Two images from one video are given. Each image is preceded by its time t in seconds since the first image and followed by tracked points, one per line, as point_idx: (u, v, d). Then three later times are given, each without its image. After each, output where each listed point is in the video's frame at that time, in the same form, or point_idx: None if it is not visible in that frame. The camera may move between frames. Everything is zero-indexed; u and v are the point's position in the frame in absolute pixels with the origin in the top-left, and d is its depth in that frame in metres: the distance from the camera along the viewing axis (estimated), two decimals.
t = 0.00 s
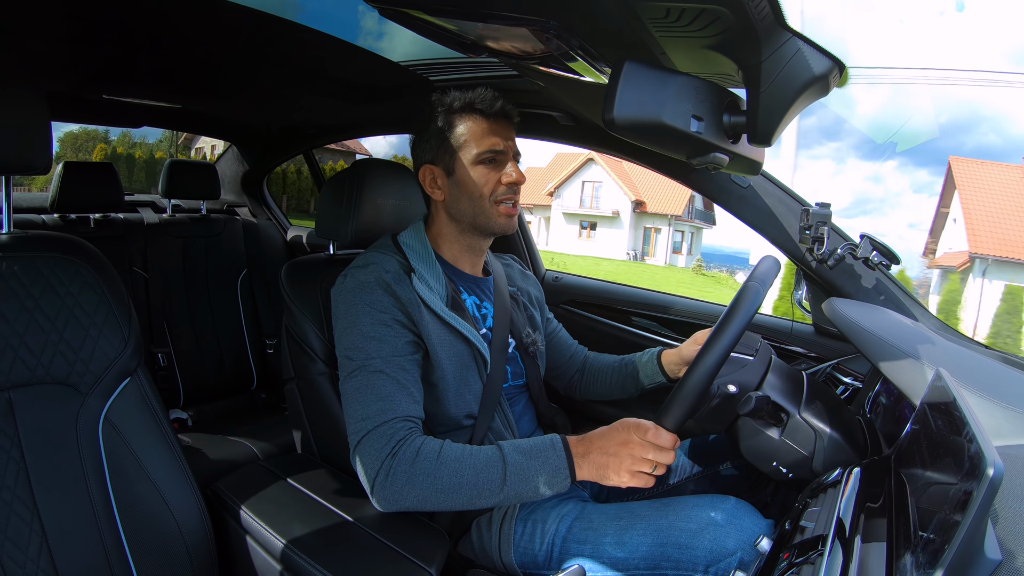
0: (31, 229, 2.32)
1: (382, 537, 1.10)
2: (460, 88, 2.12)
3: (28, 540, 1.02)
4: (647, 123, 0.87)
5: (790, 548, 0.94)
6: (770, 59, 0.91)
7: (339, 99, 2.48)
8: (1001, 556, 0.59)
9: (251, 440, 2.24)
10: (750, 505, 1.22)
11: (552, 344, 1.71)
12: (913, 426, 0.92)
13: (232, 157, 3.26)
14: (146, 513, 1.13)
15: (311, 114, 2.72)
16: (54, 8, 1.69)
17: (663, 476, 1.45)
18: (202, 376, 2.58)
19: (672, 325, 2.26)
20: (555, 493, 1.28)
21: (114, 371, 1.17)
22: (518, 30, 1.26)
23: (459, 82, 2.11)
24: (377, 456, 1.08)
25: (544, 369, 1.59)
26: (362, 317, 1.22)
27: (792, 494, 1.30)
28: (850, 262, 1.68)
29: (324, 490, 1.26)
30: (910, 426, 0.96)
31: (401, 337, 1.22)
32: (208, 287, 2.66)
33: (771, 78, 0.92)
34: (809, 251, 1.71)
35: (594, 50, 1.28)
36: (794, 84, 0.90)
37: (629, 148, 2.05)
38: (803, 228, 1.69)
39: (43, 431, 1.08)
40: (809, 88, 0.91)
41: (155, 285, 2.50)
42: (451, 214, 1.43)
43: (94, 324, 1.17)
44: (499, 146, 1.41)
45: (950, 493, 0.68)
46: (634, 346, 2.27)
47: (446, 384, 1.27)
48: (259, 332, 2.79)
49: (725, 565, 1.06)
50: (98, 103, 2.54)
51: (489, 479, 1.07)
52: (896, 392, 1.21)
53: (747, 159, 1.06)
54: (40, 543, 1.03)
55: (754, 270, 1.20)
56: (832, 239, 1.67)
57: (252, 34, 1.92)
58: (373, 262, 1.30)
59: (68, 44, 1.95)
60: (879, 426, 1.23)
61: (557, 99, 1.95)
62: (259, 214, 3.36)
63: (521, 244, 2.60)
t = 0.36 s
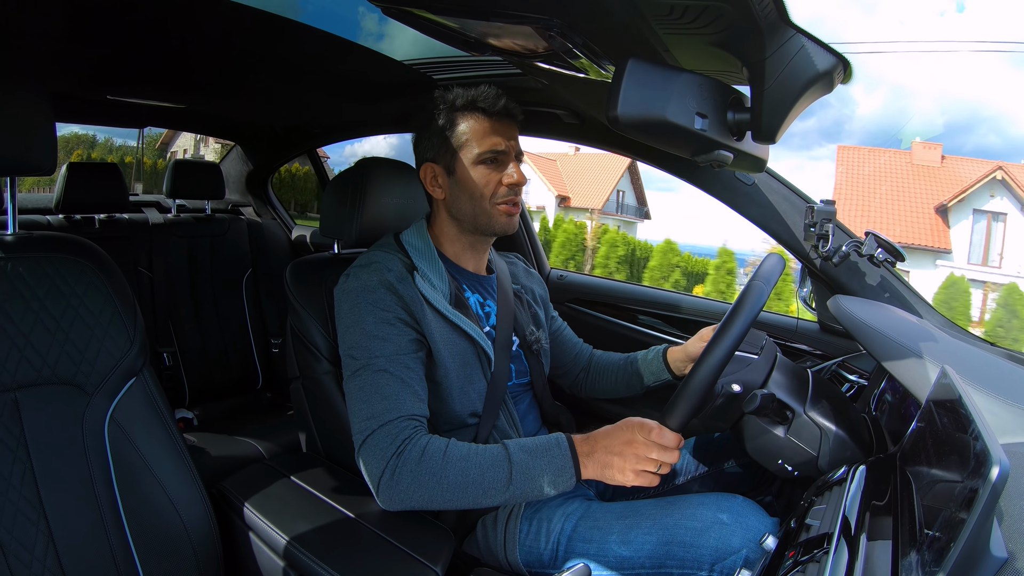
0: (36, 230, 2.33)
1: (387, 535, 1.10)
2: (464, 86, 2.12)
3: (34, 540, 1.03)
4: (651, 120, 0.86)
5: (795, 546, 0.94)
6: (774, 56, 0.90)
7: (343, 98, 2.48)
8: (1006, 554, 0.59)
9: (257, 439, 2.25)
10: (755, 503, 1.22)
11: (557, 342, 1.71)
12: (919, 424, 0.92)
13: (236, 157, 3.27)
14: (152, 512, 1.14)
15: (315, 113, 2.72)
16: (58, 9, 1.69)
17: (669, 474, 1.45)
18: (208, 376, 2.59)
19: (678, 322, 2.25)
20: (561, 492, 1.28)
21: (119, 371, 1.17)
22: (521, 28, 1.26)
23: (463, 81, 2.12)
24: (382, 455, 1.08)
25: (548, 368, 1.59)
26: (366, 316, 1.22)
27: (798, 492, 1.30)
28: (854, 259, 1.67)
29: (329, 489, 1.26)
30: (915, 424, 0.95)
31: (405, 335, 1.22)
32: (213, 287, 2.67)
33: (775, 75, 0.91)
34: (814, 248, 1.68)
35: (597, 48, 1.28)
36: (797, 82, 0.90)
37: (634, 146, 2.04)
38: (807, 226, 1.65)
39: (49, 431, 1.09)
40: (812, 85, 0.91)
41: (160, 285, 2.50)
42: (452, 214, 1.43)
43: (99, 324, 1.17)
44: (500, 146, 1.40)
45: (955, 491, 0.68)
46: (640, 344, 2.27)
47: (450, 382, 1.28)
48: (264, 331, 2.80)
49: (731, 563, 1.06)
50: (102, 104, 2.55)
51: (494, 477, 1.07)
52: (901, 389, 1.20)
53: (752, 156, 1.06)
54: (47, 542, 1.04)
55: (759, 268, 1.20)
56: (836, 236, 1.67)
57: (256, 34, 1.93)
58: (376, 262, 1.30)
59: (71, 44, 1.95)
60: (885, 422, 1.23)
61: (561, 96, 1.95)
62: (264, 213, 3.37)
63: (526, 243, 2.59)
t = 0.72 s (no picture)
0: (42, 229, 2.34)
1: (392, 537, 1.10)
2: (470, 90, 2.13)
3: (37, 537, 1.03)
4: (656, 124, 0.87)
5: (799, 551, 0.94)
6: (780, 60, 0.90)
7: (349, 99, 2.49)
8: (1010, 561, 0.57)
9: (260, 439, 2.25)
10: (758, 507, 1.21)
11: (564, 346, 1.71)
12: (923, 430, 0.91)
13: (242, 158, 3.29)
14: (155, 511, 1.14)
15: (321, 115, 2.74)
16: (65, 9, 1.70)
17: (673, 478, 1.45)
18: (212, 375, 2.60)
19: (691, 330, 2.25)
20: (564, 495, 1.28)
21: (124, 370, 1.18)
22: (530, 31, 1.26)
23: (469, 83, 2.13)
24: (388, 456, 1.09)
25: (555, 372, 1.59)
26: (374, 317, 1.22)
27: (802, 497, 1.30)
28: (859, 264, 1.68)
29: (332, 489, 1.26)
30: (919, 430, 0.94)
31: (414, 336, 1.22)
32: (219, 287, 2.68)
33: (780, 78, 0.91)
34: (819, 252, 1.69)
35: (605, 52, 1.28)
36: (802, 86, 0.90)
37: (641, 150, 2.05)
38: (812, 230, 1.67)
39: (52, 429, 1.09)
40: (818, 90, 0.90)
41: (165, 284, 2.51)
42: (469, 223, 1.43)
43: (104, 323, 1.18)
44: (524, 159, 1.40)
45: (959, 497, 0.68)
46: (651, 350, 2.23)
47: (457, 385, 1.28)
48: (268, 332, 2.81)
49: (733, 567, 1.06)
50: (108, 104, 2.56)
51: (500, 480, 1.07)
52: (906, 395, 1.20)
53: (757, 160, 1.06)
54: (49, 541, 1.04)
55: (766, 273, 1.20)
56: (841, 241, 1.67)
57: (264, 36, 1.94)
58: (389, 261, 1.31)
59: (78, 44, 1.96)
60: (889, 428, 1.23)
61: (567, 100, 1.96)
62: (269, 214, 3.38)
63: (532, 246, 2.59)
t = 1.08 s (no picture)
0: (48, 237, 2.35)
1: (402, 539, 1.10)
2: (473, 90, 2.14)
3: (49, 543, 1.03)
4: (661, 121, 0.86)
5: (809, 546, 0.93)
6: (783, 54, 0.90)
7: (352, 101, 2.49)
8: None
9: (270, 442, 2.26)
10: (767, 503, 1.21)
11: (570, 345, 1.71)
12: (934, 423, 0.89)
13: (247, 163, 3.30)
14: (166, 516, 1.14)
15: (325, 118, 2.74)
16: (68, 17, 1.71)
17: (682, 475, 1.45)
18: (220, 379, 2.61)
19: (685, 323, 2.25)
20: (574, 494, 1.28)
21: (134, 376, 1.18)
22: (531, 30, 1.26)
23: (472, 83, 2.13)
24: (397, 458, 1.09)
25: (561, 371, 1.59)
26: (380, 320, 1.22)
27: (811, 492, 1.29)
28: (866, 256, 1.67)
29: (341, 491, 1.27)
30: (930, 423, 0.92)
31: (419, 339, 1.22)
32: (225, 291, 2.69)
33: (784, 71, 0.91)
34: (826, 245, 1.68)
35: (607, 50, 1.28)
36: (808, 78, 0.90)
37: (646, 147, 2.05)
38: (819, 224, 1.66)
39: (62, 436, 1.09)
40: (822, 83, 0.91)
41: (171, 290, 2.52)
42: (469, 219, 1.43)
43: (112, 329, 1.18)
44: (520, 153, 1.40)
45: (969, 490, 0.67)
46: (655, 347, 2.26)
47: (465, 386, 1.28)
48: (276, 335, 2.82)
49: (744, 564, 1.06)
50: (112, 111, 2.57)
51: (509, 481, 1.07)
52: (915, 388, 1.19)
53: (762, 156, 1.06)
54: (60, 548, 1.04)
55: (770, 269, 1.20)
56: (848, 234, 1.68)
57: (266, 40, 1.94)
58: (390, 266, 1.31)
59: (80, 52, 1.97)
60: (899, 422, 1.22)
61: (571, 98, 1.95)
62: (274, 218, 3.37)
63: (537, 245, 2.59)
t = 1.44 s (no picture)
0: (53, 231, 2.36)
1: (403, 540, 1.10)
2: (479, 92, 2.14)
3: (48, 538, 1.04)
4: (667, 126, 0.86)
5: (809, 554, 0.93)
6: (788, 61, 0.90)
7: (359, 101, 2.50)
8: None
9: (271, 441, 2.27)
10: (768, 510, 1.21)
11: (573, 348, 1.71)
12: (935, 432, 0.89)
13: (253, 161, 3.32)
14: (167, 512, 1.15)
15: (331, 118, 2.75)
16: (75, 13, 1.72)
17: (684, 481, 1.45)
18: (223, 376, 2.61)
19: (694, 330, 2.24)
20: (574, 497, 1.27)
21: (135, 372, 1.18)
22: (538, 33, 1.26)
23: (479, 86, 2.14)
24: (398, 458, 1.09)
25: (564, 375, 1.59)
26: (383, 321, 1.22)
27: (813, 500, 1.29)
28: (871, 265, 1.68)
29: (342, 491, 1.27)
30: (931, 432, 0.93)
31: (422, 340, 1.22)
32: (230, 289, 2.70)
33: (791, 76, 0.91)
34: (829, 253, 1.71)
35: (615, 54, 1.28)
36: (812, 87, 0.90)
37: (652, 152, 2.05)
38: (823, 231, 1.69)
39: (63, 431, 1.10)
40: (829, 89, 0.91)
41: (176, 286, 2.53)
42: (465, 221, 1.43)
43: (116, 325, 1.19)
44: (512, 154, 1.39)
45: (970, 500, 0.67)
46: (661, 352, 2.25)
47: (467, 388, 1.28)
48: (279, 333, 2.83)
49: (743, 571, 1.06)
50: (119, 108, 2.58)
51: (509, 483, 1.07)
52: (917, 398, 1.19)
53: (768, 162, 1.06)
54: (60, 542, 1.05)
55: (774, 275, 1.20)
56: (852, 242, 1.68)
57: (274, 39, 1.95)
58: (394, 266, 1.31)
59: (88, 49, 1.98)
60: (901, 431, 1.22)
61: (577, 101, 1.96)
62: (279, 218, 3.35)
63: (541, 248, 2.59)
